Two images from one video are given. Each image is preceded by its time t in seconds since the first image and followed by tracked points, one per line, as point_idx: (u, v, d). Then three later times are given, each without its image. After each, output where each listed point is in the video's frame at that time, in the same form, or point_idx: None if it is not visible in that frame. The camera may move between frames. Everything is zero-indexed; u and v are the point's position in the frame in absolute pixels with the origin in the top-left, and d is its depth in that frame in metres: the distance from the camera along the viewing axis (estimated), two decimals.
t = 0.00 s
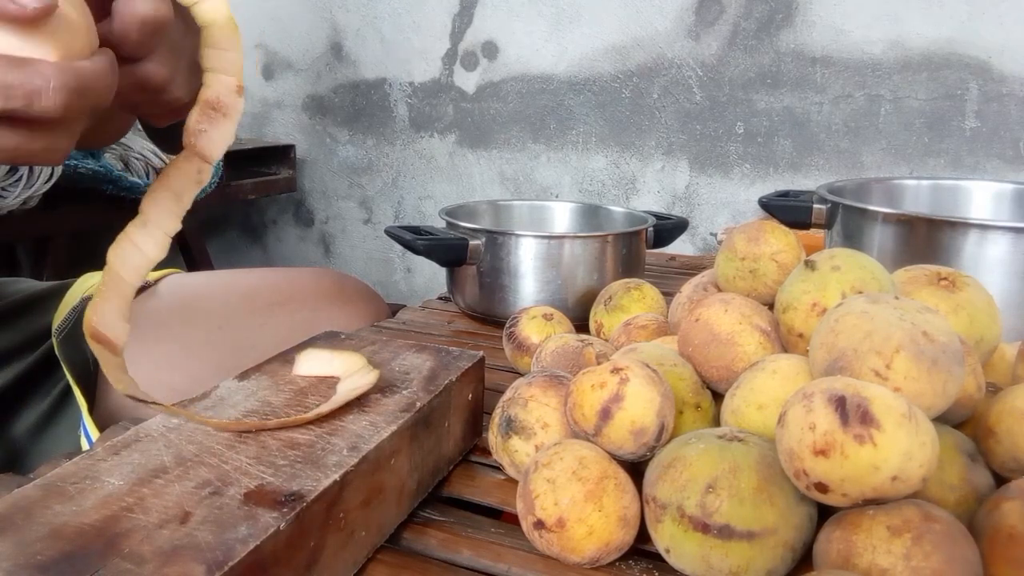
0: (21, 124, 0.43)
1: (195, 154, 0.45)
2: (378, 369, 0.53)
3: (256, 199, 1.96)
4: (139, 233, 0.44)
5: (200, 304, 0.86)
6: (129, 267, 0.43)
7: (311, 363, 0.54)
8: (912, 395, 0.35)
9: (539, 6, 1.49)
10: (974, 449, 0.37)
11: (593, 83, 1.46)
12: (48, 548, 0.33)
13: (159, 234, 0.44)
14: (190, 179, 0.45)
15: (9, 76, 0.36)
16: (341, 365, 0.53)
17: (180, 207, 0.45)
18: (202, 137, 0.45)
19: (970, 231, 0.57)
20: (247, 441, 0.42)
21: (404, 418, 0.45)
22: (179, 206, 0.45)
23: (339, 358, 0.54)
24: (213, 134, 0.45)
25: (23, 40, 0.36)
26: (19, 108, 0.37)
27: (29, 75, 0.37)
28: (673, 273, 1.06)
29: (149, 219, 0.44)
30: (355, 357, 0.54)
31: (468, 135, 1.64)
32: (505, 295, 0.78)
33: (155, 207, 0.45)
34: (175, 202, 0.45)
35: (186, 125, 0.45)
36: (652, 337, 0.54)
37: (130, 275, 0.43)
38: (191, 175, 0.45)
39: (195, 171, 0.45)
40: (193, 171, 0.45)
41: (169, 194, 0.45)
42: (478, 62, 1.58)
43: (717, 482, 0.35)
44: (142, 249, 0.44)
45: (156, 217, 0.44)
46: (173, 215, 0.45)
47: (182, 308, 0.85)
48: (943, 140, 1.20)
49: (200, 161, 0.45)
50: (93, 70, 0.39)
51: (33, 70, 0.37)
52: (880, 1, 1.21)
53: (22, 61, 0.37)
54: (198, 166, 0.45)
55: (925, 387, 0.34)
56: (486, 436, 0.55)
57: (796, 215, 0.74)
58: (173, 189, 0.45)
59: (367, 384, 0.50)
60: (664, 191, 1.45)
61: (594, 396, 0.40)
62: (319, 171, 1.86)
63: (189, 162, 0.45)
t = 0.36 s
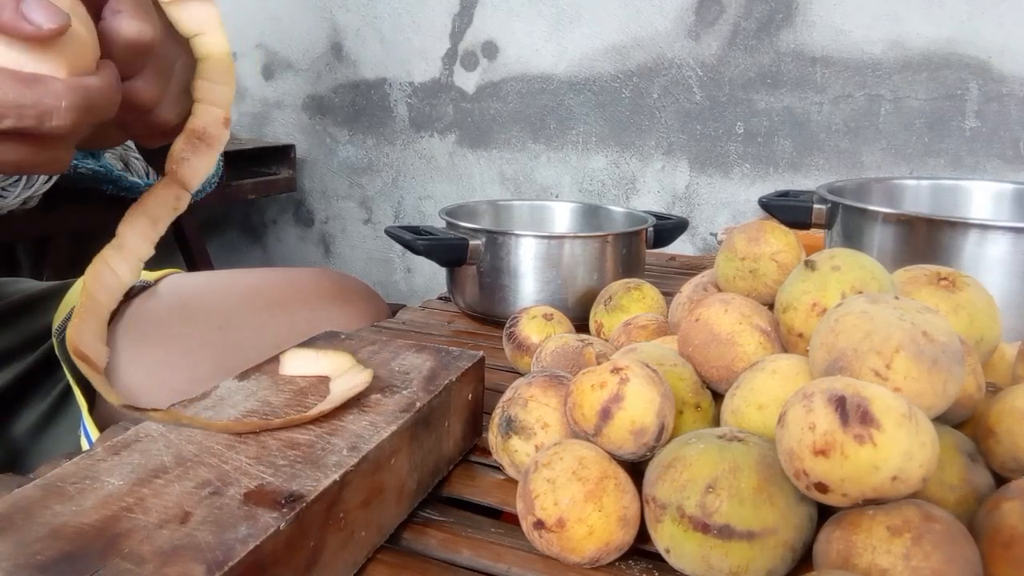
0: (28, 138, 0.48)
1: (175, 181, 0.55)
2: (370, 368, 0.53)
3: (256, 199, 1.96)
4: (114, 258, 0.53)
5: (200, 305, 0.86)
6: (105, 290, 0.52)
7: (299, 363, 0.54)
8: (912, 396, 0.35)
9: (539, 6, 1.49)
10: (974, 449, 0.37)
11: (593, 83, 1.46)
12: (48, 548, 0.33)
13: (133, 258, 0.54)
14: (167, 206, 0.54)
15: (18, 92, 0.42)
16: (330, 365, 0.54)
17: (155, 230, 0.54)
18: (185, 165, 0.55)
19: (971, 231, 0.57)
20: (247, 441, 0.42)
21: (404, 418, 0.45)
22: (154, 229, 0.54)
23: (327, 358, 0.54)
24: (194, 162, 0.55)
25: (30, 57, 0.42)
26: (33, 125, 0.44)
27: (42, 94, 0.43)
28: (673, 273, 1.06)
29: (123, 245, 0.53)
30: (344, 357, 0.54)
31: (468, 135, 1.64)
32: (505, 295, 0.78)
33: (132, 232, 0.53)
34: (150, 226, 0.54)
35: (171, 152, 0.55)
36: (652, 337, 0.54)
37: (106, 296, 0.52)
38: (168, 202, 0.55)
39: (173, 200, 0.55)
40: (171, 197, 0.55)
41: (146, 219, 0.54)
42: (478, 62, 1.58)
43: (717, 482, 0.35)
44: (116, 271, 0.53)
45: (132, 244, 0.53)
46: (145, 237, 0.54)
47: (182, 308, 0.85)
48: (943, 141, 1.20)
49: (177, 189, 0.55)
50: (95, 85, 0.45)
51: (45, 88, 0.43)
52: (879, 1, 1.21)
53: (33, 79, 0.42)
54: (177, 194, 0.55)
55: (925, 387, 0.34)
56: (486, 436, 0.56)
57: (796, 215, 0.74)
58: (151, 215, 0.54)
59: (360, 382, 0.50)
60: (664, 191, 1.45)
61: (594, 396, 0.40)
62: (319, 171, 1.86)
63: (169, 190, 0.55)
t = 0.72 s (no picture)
0: (25, 133, 0.48)
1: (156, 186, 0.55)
2: (370, 368, 0.53)
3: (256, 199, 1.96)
4: (98, 263, 0.53)
5: (201, 304, 0.86)
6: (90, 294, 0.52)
7: (294, 364, 0.54)
8: (912, 396, 0.35)
9: (539, 6, 1.49)
10: (974, 449, 0.37)
11: (593, 83, 1.46)
12: (48, 547, 0.33)
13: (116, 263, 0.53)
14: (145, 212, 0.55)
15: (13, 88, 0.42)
16: (327, 366, 0.54)
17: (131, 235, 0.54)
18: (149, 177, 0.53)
19: (971, 231, 0.57)
20: (248, 440, 0.42)
21: (404, 418, 0.45)
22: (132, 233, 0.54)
23: (324, 359, 0.55)
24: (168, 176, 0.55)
25: (28, 52, 0.42)
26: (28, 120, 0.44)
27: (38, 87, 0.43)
28: (673, 273, 1.06)
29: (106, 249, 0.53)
30: (342, 357, 0.55)
31: (468, 136, 1.64)
32: (505, 295, 0.78)
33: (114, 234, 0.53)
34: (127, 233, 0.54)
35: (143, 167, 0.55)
36: (652, 337, 0.54)
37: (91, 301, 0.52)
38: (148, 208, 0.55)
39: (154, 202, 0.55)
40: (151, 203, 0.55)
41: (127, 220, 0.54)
42: (478, 62, 1.58)
43: (717, 482, 0.35)
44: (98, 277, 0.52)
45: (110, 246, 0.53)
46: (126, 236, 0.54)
47: (182, 308, 0.85)
48: (943, 140, 1.20)
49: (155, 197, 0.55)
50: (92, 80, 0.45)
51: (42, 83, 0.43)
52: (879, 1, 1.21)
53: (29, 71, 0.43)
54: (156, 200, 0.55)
55: (925, 387, 0.34)
56: (486, 436, 0.56)
57: (796, 215, 0.74)
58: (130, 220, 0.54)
59: (362, 381, 0.50)
60: (664, 191, 1.45)
61: (594, 396, 0.40)
62: (319, 171, 1.86)
63: (148, 197, 0.55)
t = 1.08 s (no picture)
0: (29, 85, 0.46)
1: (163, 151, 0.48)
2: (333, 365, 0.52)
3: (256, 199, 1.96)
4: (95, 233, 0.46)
5: (201, 304, 0.86)
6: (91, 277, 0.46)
7: (235, 377, 0.51)
8: (912, 395, 0.35)
9: (539, 6, 1.49)
10: (974, 449, 0.37)
11: (593, 83, 1.46)
12: (48, 548, 0.33)
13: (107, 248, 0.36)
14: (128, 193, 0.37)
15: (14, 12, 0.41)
16: (275, 373, 0.52)
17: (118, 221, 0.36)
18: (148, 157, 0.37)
19: (970, 231, 0.57)
20: (248, 440, 0.42)
21: (404, 418, 0.45)
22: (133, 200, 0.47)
23: (264, 368, 0.52)
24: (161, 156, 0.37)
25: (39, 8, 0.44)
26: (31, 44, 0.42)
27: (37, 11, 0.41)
28: (673, 273, 1.06)
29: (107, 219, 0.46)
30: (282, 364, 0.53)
31: (468, 135, 1.64)
32: (505, 295, 0.78)
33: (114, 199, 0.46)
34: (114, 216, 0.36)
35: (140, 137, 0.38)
36: (652, 337, 0.54)
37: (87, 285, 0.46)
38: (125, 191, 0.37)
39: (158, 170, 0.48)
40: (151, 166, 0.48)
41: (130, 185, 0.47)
42: (478, 62, 1.58)
43: (717, 482, 0.35)
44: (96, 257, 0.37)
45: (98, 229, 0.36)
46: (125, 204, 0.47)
47: (183, 308, 0.85)
48: (943, 140, 1.20)
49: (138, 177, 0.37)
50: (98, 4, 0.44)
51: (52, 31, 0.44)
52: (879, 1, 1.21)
53: None
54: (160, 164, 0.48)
55: (925, 387, 0.34)
56: (486, 436, 0.56)
57: (796, 215, 0.74)
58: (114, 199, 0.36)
59: (343, 376, 0.50)
60: (664, 191, 1.45)
61: (594, 396, 0.40)
62: (319, 171, 1.86)
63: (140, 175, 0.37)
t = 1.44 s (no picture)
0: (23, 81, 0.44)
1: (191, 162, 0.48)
2: (361, 362, 0.54)
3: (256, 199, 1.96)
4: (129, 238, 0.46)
5: (202, 302, 0.86)
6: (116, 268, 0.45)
7: (277, 365, 0.53)
8: (912, 396, 0.35)
9: (539, 6, 1.49)
10: (974, 449, 0.37)
11: (593, 83, 1.46)
12: (48, 548, 0.33)
13: (147, 238, 0.46)
14: (181, 186, 0.47)
15: (12, 11, 0.40)
16: (312, 364, 0.54)
17: (169, 212, 0.47)
18: (202, 145, 0.48)
19: (970, 231, 0.57)
20: (249, 440, 0.42)
21: (404, 418, 0.45)
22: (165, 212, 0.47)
23: (304, 359, 0.54)
24: (213, 146, 0.48)
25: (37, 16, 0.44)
26: (22, 41, 0.40)
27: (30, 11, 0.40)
28: (673, 273, 1.06)
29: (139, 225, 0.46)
30: (320, 355, 0.55)
31: (468, 136, 1.64)
32: (505, 295, 0.78)
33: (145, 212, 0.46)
34: (164, 209, 0.47)
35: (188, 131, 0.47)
36: (652, 337, 0.54)
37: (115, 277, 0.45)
38: (182, 182, 0.47)
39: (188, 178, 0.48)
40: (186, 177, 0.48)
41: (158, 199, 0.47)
42: (478, 62, 1.58)
43: (717, 482, 0.35)
44: (130, 252, 0.46)
45: (146, 222, 0.46)
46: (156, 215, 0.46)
47: (183, 307, 0.85)
48: (943, 140, 1.20)
49: (193, 170, 0.48)
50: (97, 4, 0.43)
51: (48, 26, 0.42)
52: (879, 1, 1.21)
53: None
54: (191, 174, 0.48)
55: (925, 387, 0.34)
56: (486, 436, 0.56)
57: (796, 215, 0.74)
58: (166, 194, 0.47)
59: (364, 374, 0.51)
60: (664, 191, 1.45)
61: (594, 396, 0.40)
62: (319, 171, 1.86)
63: (183, 170, 0.47)
